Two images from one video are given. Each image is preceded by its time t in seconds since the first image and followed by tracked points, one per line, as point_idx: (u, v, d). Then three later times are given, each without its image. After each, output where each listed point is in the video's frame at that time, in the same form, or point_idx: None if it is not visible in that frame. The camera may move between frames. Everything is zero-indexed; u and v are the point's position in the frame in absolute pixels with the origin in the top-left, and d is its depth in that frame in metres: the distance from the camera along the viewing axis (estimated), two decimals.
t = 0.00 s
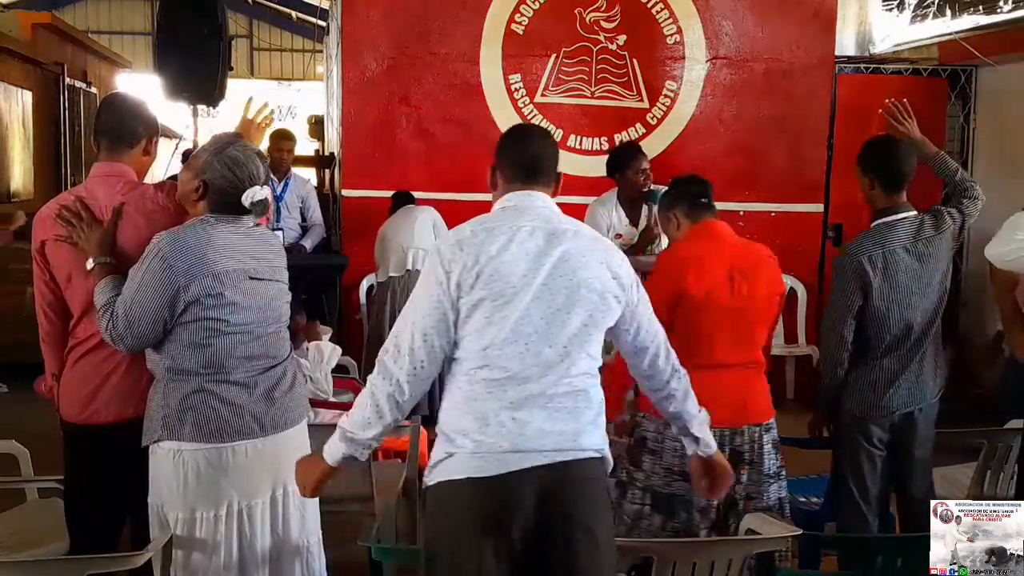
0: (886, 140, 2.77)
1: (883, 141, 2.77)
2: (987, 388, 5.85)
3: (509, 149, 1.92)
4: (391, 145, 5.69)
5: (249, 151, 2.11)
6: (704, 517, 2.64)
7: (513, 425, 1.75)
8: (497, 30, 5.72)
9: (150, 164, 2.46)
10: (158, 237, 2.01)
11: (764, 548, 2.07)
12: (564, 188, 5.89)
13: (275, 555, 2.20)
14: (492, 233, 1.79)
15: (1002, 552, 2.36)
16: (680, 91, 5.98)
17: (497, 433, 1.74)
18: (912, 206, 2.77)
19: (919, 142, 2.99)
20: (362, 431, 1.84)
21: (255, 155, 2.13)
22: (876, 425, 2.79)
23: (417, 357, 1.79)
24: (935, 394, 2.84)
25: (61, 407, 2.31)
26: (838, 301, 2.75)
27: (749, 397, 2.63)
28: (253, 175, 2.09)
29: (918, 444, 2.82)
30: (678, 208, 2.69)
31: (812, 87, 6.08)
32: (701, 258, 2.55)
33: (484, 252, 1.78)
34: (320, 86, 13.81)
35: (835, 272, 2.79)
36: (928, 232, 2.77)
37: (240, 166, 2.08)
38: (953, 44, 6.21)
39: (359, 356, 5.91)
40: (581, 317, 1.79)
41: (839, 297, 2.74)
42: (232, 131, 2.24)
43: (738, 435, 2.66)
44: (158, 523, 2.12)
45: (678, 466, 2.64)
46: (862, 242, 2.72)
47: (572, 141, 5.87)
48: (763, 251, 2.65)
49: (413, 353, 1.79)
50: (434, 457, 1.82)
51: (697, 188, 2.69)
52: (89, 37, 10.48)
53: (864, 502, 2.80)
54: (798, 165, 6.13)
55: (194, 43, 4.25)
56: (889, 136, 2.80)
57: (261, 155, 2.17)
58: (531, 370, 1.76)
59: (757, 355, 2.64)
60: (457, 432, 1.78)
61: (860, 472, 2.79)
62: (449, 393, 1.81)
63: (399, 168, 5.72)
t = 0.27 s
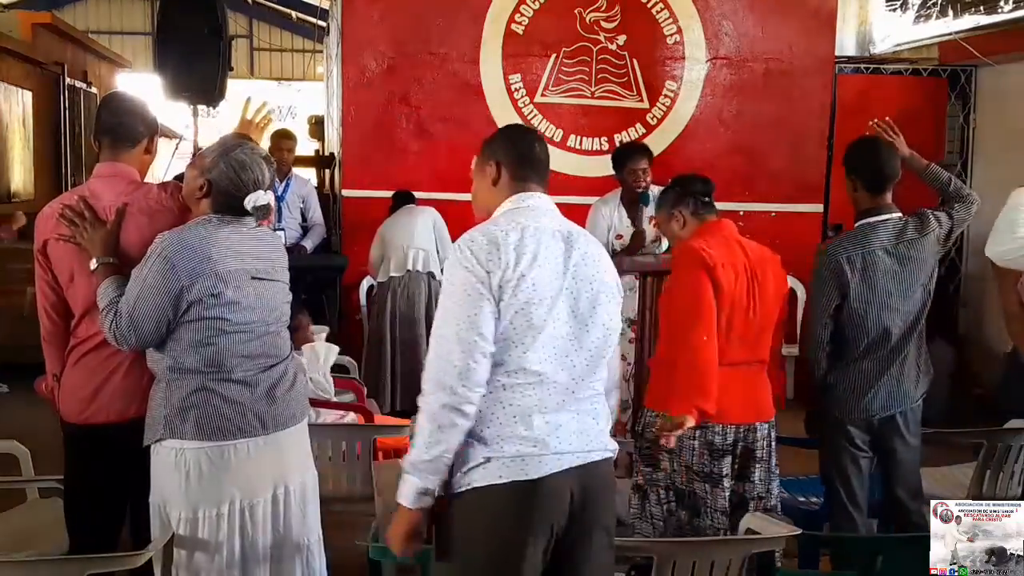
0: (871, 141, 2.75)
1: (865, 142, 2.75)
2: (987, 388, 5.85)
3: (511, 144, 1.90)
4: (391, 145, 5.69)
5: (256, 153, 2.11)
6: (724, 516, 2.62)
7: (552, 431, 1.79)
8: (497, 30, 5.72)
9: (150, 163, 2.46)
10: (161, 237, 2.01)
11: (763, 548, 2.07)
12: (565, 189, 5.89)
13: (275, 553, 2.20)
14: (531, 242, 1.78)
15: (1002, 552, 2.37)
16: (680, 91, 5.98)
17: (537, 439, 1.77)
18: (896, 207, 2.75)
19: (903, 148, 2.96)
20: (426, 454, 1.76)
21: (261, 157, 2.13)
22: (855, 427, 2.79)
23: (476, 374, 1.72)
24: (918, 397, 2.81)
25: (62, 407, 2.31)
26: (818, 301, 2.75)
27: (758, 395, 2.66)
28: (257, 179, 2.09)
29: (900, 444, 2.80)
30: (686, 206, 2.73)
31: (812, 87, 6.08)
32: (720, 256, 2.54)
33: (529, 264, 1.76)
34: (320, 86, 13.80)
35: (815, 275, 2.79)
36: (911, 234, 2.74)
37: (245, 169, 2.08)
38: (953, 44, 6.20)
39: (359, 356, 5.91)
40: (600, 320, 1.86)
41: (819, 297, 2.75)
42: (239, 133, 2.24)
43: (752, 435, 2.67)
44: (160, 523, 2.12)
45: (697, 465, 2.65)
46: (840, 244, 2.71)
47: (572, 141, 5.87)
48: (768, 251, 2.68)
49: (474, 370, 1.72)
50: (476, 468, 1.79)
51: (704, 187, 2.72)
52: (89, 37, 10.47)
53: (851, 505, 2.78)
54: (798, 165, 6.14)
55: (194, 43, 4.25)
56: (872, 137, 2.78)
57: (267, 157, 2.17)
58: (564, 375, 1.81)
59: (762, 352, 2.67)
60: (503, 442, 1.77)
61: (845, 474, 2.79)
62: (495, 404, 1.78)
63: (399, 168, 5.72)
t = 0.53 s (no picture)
0: (862, 141, 2.74)
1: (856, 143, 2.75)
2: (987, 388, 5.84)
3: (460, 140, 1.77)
4: (391, 145, 5.69)
5: (258, 156, 2.12)
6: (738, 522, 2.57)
7: (542, 441, 1.75)
8: (497, 30, 5.72)
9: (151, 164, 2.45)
10: (164, 237, 2.01)
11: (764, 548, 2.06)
12: (567, 189, 5.89)
13: (276, 553, 2.20)
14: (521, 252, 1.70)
15: (1003, 552, 2.37)
16: (680, 91, 5.98)
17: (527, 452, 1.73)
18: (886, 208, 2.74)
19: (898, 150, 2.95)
20: (441, 482, 1.65)
21: (263, 159, 2.13)
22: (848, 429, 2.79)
23: (484, 395, 1.64)
24: (911, 399, 2.81)
25: (63, 407, 2.31)
26: (809, 301, 2.75)
27: (749, 396, 2.63)
28: (260, 181, 2.10)
29: (893, 444, 2.79)
30: (682, 206, 2.66)
31: (812, 87, 6.08)
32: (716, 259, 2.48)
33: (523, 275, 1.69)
34: (320, 86, 13.81)
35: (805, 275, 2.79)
36: (901, 235, 2.73)
37: (247, 171, 2.08)
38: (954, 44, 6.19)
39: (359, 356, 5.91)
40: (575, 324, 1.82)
41: (810, 297, 2.75)
42: (243, 135, 2.25)
43: (753, 437, 2.62)
44: (161, 523, 2.12)
45: (712, 472, 2.59)
46: (832, 247, 2.71)
47: (572, 141, 5.87)
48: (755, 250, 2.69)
49: (483, 390, 1.63)
50: (476, 487, 1.72)
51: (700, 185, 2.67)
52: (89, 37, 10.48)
53: (847, 506, 2.78)
54: (798, 165, 6.13)
55: (194, 43, 4.25)
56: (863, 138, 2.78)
57: (268, 158, 2.18)
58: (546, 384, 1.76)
59: (746, 358, 2.64)
60: (501, 458, 1.71)
61: (840, 475, 2.79)
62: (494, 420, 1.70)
63: (399, 168, 5.72)
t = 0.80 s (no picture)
0: (855, 143, 2.75)
1: (849, 144, 2.75)
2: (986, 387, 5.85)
3: (390, 139, 1.63)
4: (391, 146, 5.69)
5: (257, 153, 2.12)
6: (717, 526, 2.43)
7: (487, 463, 1.64)
8: (497, 30, 5.72)
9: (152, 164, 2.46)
10: (166, 237, 2.01)
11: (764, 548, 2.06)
12: (566, 189, 5.90)
13: (277, 553, 2.20)
14: (470, 265, 1.56)
15: (1002, 552, 2.36)
16: (680, 91, 5.98)
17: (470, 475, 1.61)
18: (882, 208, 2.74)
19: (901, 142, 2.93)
20: (382, 513, 1.52)
21: (263, 157, 2.14)
22: (847, 429, 2.79)
23: (429, 421, 1.51)
24: (910, 398, 2.81)
25: (64, 407, 2.31)
26: (808, 301, 2.76)
27: (724, 403, 2.49)
28: (259, 179, 2.10)
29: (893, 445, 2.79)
30: (663, 207, 2.50)
31: (812, 87, 6.09)
32: (691, 265, 2.35)
33: (472, 291, 1.55)
34: (320, 86, 13.81)
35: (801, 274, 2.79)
36: (897, 235, 2.73)
37: (247, 169, 2.08)
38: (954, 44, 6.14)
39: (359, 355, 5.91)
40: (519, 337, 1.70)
41: (809, 298, 2.75)
42: (243, 133, 2.25)
43: (727, 442, 2.48)
44: (161, 523, 2.11)
45: (690, 476, 2.44)
46: (826, 249, 2.73)
47: (572, 142, 5.87)
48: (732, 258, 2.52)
49: (429, 417, 1.50)
50: (424, 511, 1.60)
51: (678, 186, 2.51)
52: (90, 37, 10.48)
53: (847, 508, 2.78)
54: (798, 165, 6.13)
55: (195, 43, 4.26)
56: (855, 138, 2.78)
57: (268, 156, 2.18)
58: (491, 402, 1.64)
59: (717, 363, 2.49)
60: (445, 483, 1.59)
61: (840, 478, 2.79)
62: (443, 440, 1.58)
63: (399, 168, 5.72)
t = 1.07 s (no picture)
0: (858, 142, 2.73)
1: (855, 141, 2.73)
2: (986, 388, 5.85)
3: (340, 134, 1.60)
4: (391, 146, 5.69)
5: (255, 152, 2.12)
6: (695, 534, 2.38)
7: (440, 474, 1.62)
8: (497, 30, 5.73)
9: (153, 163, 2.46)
10: (168, 237, 2.01)
11: (763, 548, 2.06)
12: (566, 189, 5.89)
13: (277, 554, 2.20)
14: (428, 277, 1.53)
15: (1002, 552, 2.36)
16: (680, 91, 5.98)
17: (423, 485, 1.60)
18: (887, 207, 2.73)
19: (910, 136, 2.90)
20: (329, 524, 1.51)
21: (262, 156, 2.14)
22: (848, 429, 2.79)
23: (382, 435, 1.48)
24: (914, 396, 2.81)
25: (64, 407, 2.31)
26: (814, 303, 2.76)
27: (697, 405, 2.44)
28: (258, 177, 2.10)
29: (898, 445, 2.80)
30: (635, 207, 2.41)
31: (812, 87, 6.09)
32: (663, 267, 2.28)
33: (430, 304, 1.52)
34: (320, 86, 13.81)
35: (808, 275, 2.78)
36: (902, 234, 2.72)
37: (247, 168, 2.09)
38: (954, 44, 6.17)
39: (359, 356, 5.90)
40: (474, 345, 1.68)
41: (816, 299, 2.75)
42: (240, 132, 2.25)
43: (699, 449, 2.43)
44: (161, 522, 2.11)
45: (667, 480, 2.39)
46: (829, 247, 2.73)
47: (572, 141, 5.87)
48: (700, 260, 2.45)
49: (381, 431, 1.48)
50: (379, 520, 1.59)
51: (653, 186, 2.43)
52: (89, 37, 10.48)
53: (851, 508, 2.77)
54: (798, 165, 6.14)
55: (194, 43, 4.26)
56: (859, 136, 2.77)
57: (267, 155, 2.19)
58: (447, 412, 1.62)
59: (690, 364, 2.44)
60: (395, 493, 1.58)
61: (844, 478, 2.78)
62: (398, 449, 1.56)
63: (399, 168, 5.72)
